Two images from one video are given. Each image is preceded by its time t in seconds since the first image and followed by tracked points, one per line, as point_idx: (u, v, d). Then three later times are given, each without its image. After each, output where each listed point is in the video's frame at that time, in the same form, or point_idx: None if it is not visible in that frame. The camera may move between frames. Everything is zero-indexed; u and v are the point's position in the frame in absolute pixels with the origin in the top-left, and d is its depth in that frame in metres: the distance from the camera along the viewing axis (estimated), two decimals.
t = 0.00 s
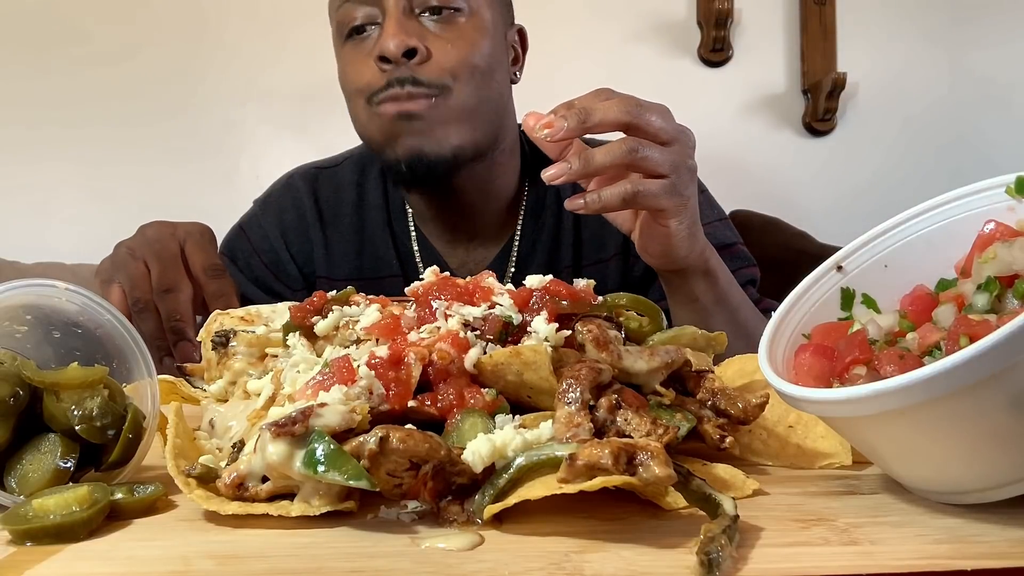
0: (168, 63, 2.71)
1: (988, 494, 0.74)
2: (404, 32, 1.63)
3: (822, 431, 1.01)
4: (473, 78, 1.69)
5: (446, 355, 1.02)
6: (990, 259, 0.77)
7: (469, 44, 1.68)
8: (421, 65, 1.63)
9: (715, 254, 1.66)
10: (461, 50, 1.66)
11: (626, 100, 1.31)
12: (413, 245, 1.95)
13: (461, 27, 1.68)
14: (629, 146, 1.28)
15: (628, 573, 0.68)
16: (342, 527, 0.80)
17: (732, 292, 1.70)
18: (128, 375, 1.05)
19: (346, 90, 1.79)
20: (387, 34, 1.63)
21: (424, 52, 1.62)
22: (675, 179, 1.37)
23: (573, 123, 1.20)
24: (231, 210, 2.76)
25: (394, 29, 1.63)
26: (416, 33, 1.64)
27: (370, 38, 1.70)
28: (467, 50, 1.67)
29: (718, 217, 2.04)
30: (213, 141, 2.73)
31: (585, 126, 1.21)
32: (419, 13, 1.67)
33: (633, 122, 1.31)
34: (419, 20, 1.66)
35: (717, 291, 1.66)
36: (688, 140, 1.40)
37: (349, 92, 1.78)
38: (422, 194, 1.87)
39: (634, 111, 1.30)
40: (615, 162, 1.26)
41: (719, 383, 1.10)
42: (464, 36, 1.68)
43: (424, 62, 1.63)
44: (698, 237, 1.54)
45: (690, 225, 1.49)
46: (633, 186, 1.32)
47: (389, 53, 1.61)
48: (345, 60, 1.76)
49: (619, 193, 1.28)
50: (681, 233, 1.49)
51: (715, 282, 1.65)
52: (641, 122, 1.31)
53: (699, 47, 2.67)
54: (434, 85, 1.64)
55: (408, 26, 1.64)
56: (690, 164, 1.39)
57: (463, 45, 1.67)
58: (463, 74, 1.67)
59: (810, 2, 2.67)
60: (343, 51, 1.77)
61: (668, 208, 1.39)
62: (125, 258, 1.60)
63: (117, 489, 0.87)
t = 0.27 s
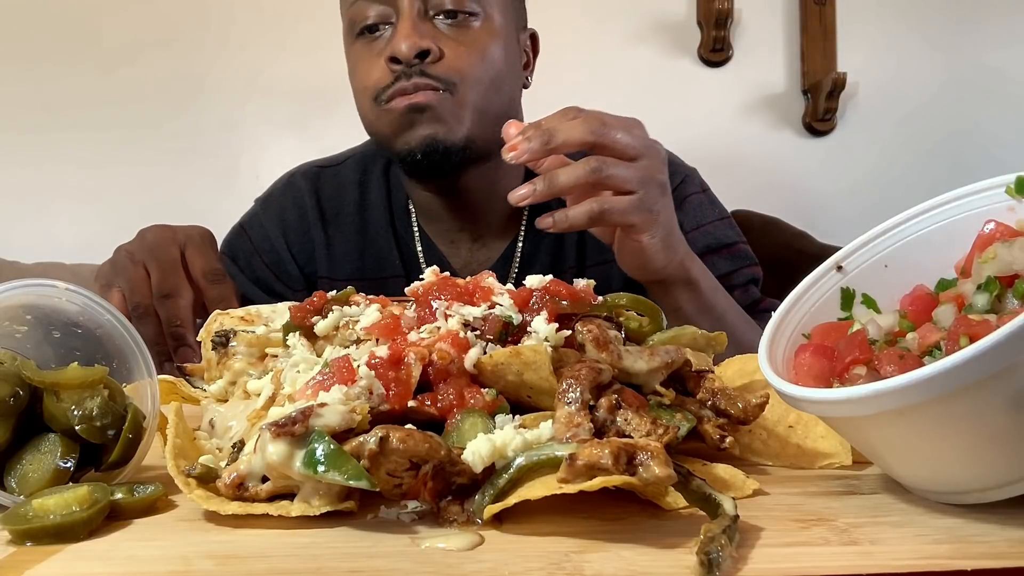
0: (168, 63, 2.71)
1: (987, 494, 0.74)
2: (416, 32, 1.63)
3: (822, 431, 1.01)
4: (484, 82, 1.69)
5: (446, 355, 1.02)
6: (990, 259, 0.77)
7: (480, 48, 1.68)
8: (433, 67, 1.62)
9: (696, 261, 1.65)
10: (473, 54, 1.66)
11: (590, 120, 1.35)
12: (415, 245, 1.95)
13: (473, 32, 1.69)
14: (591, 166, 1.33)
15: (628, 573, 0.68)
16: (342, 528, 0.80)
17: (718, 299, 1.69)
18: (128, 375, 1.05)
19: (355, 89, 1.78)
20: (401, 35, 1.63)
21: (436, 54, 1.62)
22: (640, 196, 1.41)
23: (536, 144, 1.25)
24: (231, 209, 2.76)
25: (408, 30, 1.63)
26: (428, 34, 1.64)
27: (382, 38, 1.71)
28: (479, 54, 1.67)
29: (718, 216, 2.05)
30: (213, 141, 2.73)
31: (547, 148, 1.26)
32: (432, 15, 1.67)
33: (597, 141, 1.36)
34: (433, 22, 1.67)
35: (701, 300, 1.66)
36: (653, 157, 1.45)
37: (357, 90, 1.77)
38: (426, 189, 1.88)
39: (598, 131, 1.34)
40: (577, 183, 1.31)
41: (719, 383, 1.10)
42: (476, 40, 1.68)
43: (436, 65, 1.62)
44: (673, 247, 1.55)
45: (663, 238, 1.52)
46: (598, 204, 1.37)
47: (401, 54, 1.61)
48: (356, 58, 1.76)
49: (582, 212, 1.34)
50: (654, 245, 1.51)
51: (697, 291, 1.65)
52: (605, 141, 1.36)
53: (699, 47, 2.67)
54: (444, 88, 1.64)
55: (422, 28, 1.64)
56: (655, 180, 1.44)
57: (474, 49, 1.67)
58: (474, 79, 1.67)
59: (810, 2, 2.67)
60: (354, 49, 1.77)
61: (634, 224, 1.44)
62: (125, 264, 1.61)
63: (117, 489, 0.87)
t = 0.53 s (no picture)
0: (168, 63, 2.71)
1: (987, 495, 0.74)
2: (426, 28, 1.64)
3: (822, 432, 1.01)
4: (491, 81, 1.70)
5: (446, 355, 1.02)
6: (990, 259, 0.77)
7: (489, 46, 1.69)
8: (439, 62, 1.63)
9: (674, 273, 1.65)
10: (481, 52, 1.67)
11: (544, 148, 1.40)
12: (417, 245, 1.95)
13: (483, 31, 1.69)
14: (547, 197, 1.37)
15: (628, 573, 0.68)
16: (342, 528, 0.80)
17: (700, 309, 1.70)
18: (128, 375, 1.05)
19: (360, 82, 1.79)
20: (410, 29, 1.64)
21: (444, 50, 1.63)
22: (603, 219, 1.45)
23: (493, 179, 1.28)
24: (230, 209, 2.76)
25: (418, 25, 1.64)
26: (438, 30, 1.65)
27: (391, 32, 1.71)
28: (487, 53, 1.68)
29: (719, 216, 2.06)
30: (213, 141, 2.73)
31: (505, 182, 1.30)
32: (443, 11, 1.68)
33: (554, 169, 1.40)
34: (443, 18, 1.68)
35: (682, 310, 1.66)
36: (611, 180, 1.50)
37: (362, 83, 1.78)
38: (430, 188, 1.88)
39: (553, 158, 1.39)
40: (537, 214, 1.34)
41: (718, 383, 1.10)
42: (484, 39, 1.69)
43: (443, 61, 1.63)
44: (646, 262, 1.57)
45: (634, 255, 1.54)
46: (559, 232, 1.40)
47: (408, 47, 1.62)
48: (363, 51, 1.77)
49: (543, 242, 1.37)
50: (624, 263, 1.53)
51: (677, 302, 1.65)
52: (559, 168, 1.41)
53: (699, 47, 2.67)
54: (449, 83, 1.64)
55: (432, 23, 1.65)
56: (616, 202, 1.48)
57: (483, 46, 1.68)
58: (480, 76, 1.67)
59: (810, 2, 2.66)
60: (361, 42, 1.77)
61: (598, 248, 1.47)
62: (129, 270, 1.68)
63: (117, 489, 0.87)
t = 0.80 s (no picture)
0: (168, 63, 2.71)
1: (987, 495, 0.74)
2: (434, 41, 1.62)
3: (822, 431, 1.01)
4: (498, 90, 1.71)
5: (446, 355, 1.02)
6: (990, 259, 0.77)
7: (495, 57, 1.69)
8: (449, 75, 1.64)
9: (676, 270, 1.65)
10: (489, 61, 1.68)
11: (529, 155, 1.41)
12: (417, 245, 1.95)
13: (488, 41, 1.69)
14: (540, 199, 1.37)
15: (628, 573, 0.68)
16: (342, 528, 0.80)
17: (702, 306, 1.69)
18: (128, 375, 1.05)
19: (366, 92, 1.78)
20: (418, 42, 1.62)
21: (454, 62, 1.63)
22: (598, 216, 1.46)
23: (485, 189, 1.33)
24: (230, 209, 2.76)
25: (425, 37, 1.63)
26: (445, 43, 1.64)
27: (396, 43, 1.69)
28: (494, 61, 1.69)
29: (719, 216, 2.06)
30: (214, 141, 2.73)
31: (491, 194, 1.33)
32: (450, 22, 1.66)
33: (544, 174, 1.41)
34: (448, 29, 1.66)
35: (685, 306, 1.66)
36: (602, 176, 1.50)
37: (369, 94, 1.77)
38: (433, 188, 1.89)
39: (540, 162, 1.40)
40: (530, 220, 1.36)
41: (718, 383, 1.10)
42: (491, 48, 1.69)
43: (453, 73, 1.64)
44: (646, 258, 1.57)
45: (635, 251, 1.54)
46: (557, 234, 1.41)
47: (418, 62, 1.62)
48: (368, 61, 1.74)
49: (541, 246, 1.39)
50: (624, 260, 1.53)
51: (681, 298, 1.65)
52: (548, 171, 1.41)
53: (699, 47, 2.67)
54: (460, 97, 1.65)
55: (438, 34, 1.64)
56: (610, 199, 1.49)
57: (489, 57, 1.68)
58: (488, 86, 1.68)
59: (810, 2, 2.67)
60: (365, 52, 1.74)
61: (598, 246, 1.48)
62: (131, 270, 1.70)
63: (117, 489, 0.87)
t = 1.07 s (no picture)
0: (168, 62, 2.71)
1: (987, 494, 0.74)
2: (451, 25, 1.64)
3: (822, 431, 1.01)
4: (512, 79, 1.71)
5: (446, 355, 1.02)
6: (990, 259, 0.77)
7: (510, 45, 1.70)
8: (467, 59, 1.64)
9: (688, 260, 1.69)
10: (506, 50, 1.69)
11: (498, 205, 1.44)
12: (418, 245, 1.95)
13: (503, 30, 1.71)
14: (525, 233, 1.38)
15: (628, 573, 0.68)
16: (342, 528, 0.80)
17: (714, 298, 1.72)
18: (128, 375, 1.05)
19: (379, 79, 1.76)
20: (436, 25, 1.64)
21: (472, 47, 1.64)
22: (586, 223, 1.47)
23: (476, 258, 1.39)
24: (230, 209, 2.76)
25: (444, 21, 1.64)
26: (462, 29, 1.65)
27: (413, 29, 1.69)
28: (511, 51, 1.70)
29: (720, 216, 2.05)
30: (214, 141, 2.73)
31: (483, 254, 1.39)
32: (467, 10, 1.68)
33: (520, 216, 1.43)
34: (465, 17, 1.68)
35: (700, 295, 1.68)
36: (575, 191, 1.52)
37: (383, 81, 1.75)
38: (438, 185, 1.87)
39: (510, 208, 1.43)
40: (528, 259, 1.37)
41: (719, 383, 1.10)
42: (507, 38, 1.71)
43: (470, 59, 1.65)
44: (655, 248, 1.60)
45: (637, 246, 1.55)
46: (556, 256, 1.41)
47: (437, 44, 1.62)
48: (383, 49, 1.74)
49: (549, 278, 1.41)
50: (631, 254, 1.53)
51: (695, 286, 1.67)
52: (522, 212, 1.43)
53: (699, 47, 2.67)
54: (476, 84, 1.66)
55: (456, 21, 1.66)
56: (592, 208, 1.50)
57: (505, 46, 1.69)
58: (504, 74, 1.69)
59: (810, 2, 2.67)
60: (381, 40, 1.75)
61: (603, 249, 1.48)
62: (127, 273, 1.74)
63: (117, 489, 0.87)
